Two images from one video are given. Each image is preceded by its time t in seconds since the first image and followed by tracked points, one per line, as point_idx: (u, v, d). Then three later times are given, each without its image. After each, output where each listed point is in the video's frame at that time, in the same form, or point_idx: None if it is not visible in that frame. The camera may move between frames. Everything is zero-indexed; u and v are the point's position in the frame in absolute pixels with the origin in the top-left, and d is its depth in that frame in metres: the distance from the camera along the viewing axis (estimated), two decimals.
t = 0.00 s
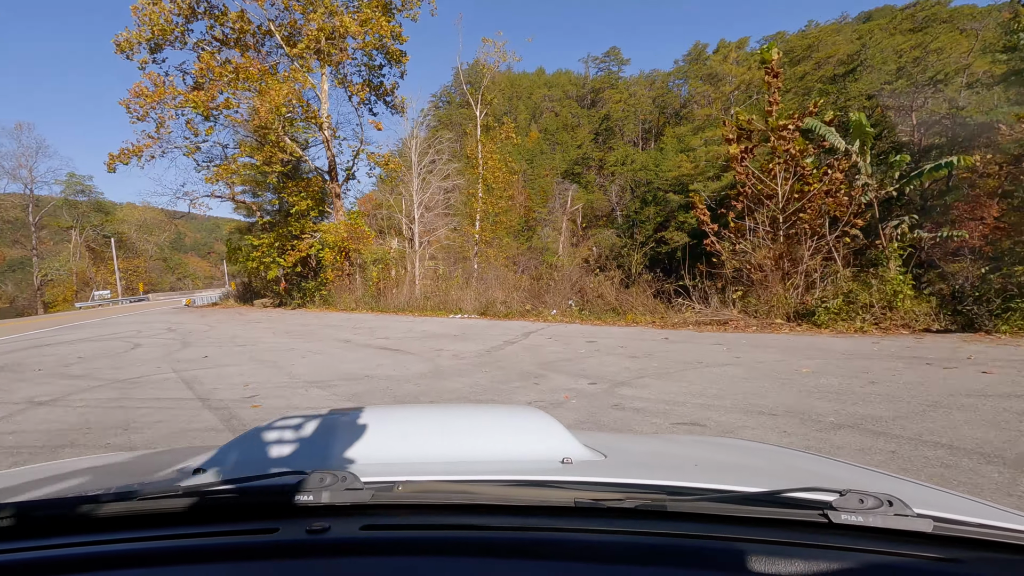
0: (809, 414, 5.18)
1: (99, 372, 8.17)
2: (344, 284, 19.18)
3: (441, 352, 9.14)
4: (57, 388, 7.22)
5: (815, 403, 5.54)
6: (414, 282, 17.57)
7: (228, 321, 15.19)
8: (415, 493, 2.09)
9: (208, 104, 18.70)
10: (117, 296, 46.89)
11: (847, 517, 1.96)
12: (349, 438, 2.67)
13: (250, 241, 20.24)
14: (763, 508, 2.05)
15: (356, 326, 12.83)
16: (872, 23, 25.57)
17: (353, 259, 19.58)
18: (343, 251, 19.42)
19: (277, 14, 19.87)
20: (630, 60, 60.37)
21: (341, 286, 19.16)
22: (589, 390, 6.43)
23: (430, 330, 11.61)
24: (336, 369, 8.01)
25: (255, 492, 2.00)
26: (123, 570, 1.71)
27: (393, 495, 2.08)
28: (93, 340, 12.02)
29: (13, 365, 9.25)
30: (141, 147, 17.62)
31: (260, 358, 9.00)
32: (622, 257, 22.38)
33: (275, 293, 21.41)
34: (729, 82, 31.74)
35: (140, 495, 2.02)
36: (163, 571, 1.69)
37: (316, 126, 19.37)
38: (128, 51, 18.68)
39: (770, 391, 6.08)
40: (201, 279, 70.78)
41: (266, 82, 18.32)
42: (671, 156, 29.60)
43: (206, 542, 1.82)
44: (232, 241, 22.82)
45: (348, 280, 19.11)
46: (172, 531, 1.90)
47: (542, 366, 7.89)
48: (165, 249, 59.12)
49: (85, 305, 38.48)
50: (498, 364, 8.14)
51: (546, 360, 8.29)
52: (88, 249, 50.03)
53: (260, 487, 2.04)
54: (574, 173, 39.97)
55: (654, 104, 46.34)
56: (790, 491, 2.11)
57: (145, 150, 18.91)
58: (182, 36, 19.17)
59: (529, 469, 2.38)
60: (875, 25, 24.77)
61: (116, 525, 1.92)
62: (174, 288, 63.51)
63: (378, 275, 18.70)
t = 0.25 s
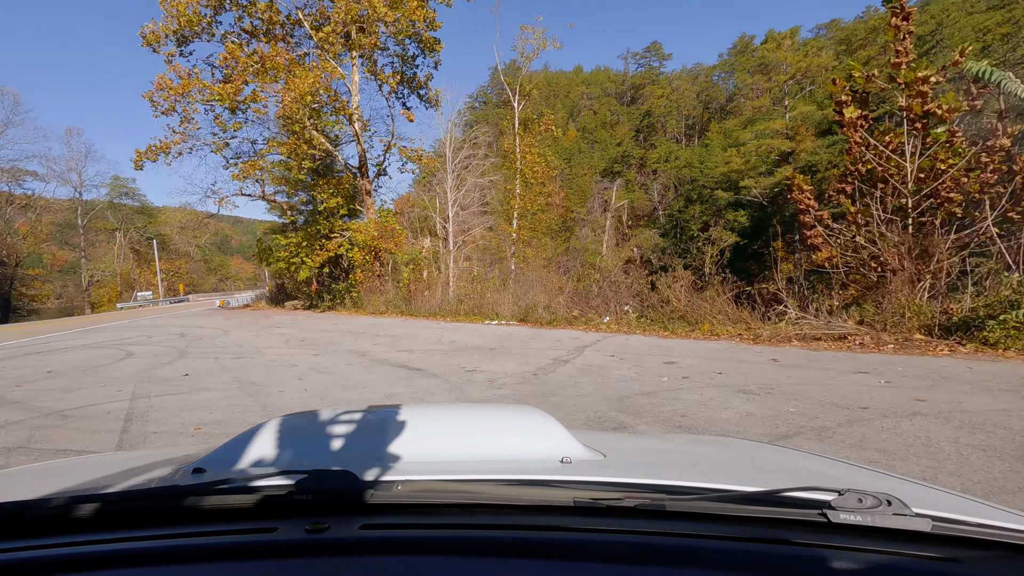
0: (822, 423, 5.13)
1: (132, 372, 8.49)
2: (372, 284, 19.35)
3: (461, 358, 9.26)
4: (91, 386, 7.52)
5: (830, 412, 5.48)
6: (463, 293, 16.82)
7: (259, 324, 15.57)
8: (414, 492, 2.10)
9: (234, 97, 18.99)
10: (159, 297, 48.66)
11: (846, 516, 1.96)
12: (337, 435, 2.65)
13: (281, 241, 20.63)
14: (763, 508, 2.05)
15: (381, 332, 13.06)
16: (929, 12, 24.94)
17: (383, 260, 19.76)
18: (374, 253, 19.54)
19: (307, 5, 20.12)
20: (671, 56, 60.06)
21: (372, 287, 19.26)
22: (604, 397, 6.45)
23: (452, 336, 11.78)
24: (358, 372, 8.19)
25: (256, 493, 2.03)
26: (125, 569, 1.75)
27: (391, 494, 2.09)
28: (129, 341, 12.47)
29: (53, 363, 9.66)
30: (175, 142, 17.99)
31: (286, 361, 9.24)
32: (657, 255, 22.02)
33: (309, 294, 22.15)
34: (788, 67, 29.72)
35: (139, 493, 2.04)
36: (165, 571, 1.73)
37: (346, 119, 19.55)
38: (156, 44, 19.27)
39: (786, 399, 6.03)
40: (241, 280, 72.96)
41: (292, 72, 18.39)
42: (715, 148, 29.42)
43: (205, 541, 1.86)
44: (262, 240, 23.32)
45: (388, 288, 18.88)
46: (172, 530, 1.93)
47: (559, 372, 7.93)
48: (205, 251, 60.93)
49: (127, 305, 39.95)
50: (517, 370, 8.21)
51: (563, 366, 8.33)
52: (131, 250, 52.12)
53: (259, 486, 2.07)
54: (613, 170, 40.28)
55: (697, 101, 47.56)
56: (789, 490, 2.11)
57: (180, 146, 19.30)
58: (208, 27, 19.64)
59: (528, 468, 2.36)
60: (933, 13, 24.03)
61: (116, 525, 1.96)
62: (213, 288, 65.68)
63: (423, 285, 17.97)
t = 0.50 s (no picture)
0: (849, 432, 5.01)
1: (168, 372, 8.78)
2: (411, 287, 19.18)
3: (489, 360, 9.28)
4: (130, 384, 7.81)
5: (861, 421, 5.33)
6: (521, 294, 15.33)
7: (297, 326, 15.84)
8: (413, 492, 2.12)
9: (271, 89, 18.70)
10: (210, 297, 50.28)
11: (846, 515, 1.98)
12: (340, 437, 2.70)
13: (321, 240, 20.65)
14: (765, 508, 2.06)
15: (413, 334, 13.17)
16: None
17: (424, 260, 19.63)
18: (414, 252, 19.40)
19: None
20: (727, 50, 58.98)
21: (413, 289, 19.12)
22: (628, 402, 6.40)
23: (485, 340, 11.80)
24: (386, 374, 8.29)
25: (255, 493, 2.07)
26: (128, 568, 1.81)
27: (390, 495, 2.10)
28: (171, 340, 12.89)
29: (98, 361, 10.08)
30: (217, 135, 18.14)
31: (317, 363, 9.42)
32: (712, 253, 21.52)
33: (349, 297, 22.40)
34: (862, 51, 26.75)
35: (138, 496, 2.10)
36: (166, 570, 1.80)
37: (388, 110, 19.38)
38: (198, 36, 19.76)
39: (817, 407, 5.88)
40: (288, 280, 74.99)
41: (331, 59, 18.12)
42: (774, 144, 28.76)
43: (206, 541, 1.91)
44: (303, 240, 23.63)
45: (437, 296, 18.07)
46: (168, 532, 1.98)
47: (586, 376, 7.88)
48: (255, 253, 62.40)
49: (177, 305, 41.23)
50: (542, 373, 8.19)
51: (591, 371, 8.28)
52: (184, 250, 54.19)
53: (259, 487, 2.11)
54: (664, 169, 40.19)
55: (756, 93, 46.67)
56: (789, 490, 2.13)
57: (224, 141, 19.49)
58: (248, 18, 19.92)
59: (529, 471, 2.36)
60: None
61: (121, 525, 2.03)
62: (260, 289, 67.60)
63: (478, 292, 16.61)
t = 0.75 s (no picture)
0: (879, 443, 4.87)
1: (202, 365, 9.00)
2: (457, 285, 18.63)
3: (516, 360, 9.27)
4: (164, 377, 8.03)
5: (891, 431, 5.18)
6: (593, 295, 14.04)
7: (335, 323, 15.99)
8: (411, 490, 2.16)
9: (312, 76, 18.31)
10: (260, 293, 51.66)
11: (845, 516, 2.04)
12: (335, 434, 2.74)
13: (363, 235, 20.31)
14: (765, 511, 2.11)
15: (445, 331, 13.22)
16: None
17: (470, 256, 18.83)
18: (460, 247, 18.77)
19: None
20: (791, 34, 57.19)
21: (459, 286, 18.55)
22: (653, 404, 6.32)
23: (520, 341, 11.62)
24: (411, 371, 8.35)
25: (259, 494, 2.15)
26: (135, 570, 1.88)
27: (390, 495, 2.15)
28: (209, 334, 13.24)
29: (137, 352, 10.41)
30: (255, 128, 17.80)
31: (346, 359, 9.54)
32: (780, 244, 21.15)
33: (391, 295, 21.92)
34: (956, 27, 28.34)
35: (140, 496, 2.15)
36: (170, 572, 1.87)
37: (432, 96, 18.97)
38: (239, 23, 19.87)
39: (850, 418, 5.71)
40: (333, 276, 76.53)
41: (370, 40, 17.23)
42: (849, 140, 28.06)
43: (211, 542, 1.99)
44: (347, 235, 23.49)
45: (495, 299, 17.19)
46: (169, 533, 2.05)
47: (613, 377, 7.80)
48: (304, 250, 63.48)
49: (229, 300, 42.49)
50: (568, 373, 8.14)
51: (619, 372, 8.19)
52: (235, 247, 56.03)
53: (261, 488, 2.18)
54: (722, 165, 40.37)
55: (823, 78, 45.22)
56: (789, 490, 2.17)
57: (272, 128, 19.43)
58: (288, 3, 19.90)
59: (525, 470, 2.38)
60: None
61: (125, 525, 2.09)
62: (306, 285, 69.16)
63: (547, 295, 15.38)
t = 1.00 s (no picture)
0: (908, 448, 4.75)
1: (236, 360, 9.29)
2: (502, 282, 18.05)
3: (541, 360, 9.28)
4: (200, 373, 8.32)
5: (922, 438, 5.02)
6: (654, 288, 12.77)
7: (373, 321, 16.17)
8: (410, 493, 2.20)
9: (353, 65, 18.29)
10: (307, 289, 52.91)
11: (847, 517, 2.12)
12: (331, 436, 2.76)
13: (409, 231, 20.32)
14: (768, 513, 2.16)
15: (476, 331, 13.29)
16: None
17: (515, 251, 18.35)
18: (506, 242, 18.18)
19: None
20: (855, 15, 54.29)
21: (506, 286, 17.79)
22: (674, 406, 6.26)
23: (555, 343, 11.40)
24: (437, 370, 8.47)
25: (258, 494, 2.19)
26: (136, 570, 1.93)
27: (390, 495, 2.20)
28: (246, 331, 13.64)
29: (176, 347, 10.81)
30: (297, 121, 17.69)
31: (375, 357, 9.72)
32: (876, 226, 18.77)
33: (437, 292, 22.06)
34: None
35: (138, 496, 2.20)
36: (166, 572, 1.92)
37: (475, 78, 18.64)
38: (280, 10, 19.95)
39: (886, 421, 5.56)
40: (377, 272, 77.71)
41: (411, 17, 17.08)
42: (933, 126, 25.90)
43: (209, 542, 2.03)
44: (390, 231, 23.45)
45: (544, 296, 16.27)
46: (166, 533, 2.10)
47: (636, 378, 7.74)
48: (349, 247, 64.48)
49: (278, 298, 43.60)
50: (591, 374, 8.11)
51: (643, 373, 8.11)
52: (286, 245, 57.76)
53: (260, 489, 2.22)
54: (779, 153, 38.65)
55: (895, 59, 42.93)
56: (789, 491, 2.24)
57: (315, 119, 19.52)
58: None
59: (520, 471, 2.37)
60: None
61: (126, 524, 2.14)
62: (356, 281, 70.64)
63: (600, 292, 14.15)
